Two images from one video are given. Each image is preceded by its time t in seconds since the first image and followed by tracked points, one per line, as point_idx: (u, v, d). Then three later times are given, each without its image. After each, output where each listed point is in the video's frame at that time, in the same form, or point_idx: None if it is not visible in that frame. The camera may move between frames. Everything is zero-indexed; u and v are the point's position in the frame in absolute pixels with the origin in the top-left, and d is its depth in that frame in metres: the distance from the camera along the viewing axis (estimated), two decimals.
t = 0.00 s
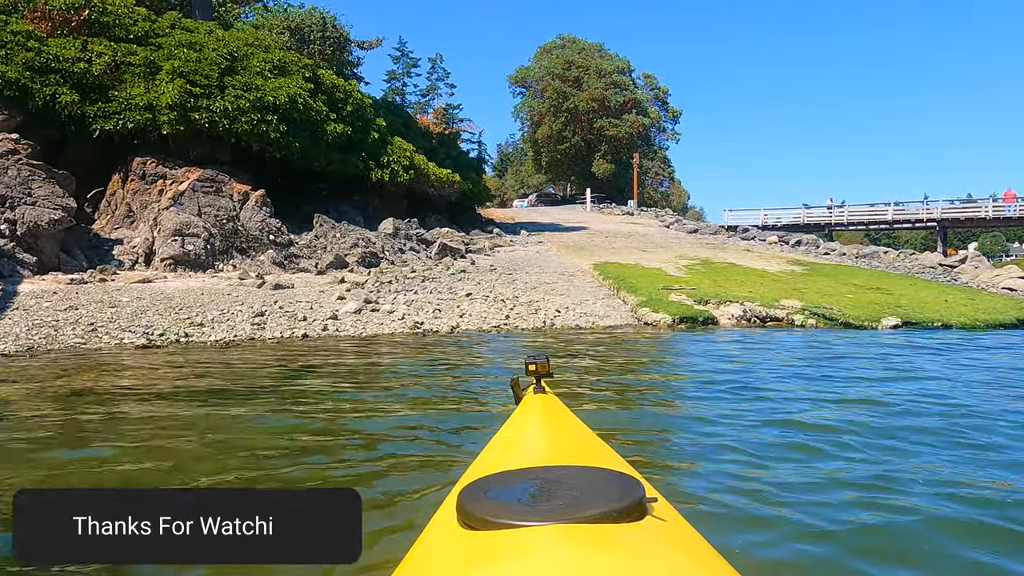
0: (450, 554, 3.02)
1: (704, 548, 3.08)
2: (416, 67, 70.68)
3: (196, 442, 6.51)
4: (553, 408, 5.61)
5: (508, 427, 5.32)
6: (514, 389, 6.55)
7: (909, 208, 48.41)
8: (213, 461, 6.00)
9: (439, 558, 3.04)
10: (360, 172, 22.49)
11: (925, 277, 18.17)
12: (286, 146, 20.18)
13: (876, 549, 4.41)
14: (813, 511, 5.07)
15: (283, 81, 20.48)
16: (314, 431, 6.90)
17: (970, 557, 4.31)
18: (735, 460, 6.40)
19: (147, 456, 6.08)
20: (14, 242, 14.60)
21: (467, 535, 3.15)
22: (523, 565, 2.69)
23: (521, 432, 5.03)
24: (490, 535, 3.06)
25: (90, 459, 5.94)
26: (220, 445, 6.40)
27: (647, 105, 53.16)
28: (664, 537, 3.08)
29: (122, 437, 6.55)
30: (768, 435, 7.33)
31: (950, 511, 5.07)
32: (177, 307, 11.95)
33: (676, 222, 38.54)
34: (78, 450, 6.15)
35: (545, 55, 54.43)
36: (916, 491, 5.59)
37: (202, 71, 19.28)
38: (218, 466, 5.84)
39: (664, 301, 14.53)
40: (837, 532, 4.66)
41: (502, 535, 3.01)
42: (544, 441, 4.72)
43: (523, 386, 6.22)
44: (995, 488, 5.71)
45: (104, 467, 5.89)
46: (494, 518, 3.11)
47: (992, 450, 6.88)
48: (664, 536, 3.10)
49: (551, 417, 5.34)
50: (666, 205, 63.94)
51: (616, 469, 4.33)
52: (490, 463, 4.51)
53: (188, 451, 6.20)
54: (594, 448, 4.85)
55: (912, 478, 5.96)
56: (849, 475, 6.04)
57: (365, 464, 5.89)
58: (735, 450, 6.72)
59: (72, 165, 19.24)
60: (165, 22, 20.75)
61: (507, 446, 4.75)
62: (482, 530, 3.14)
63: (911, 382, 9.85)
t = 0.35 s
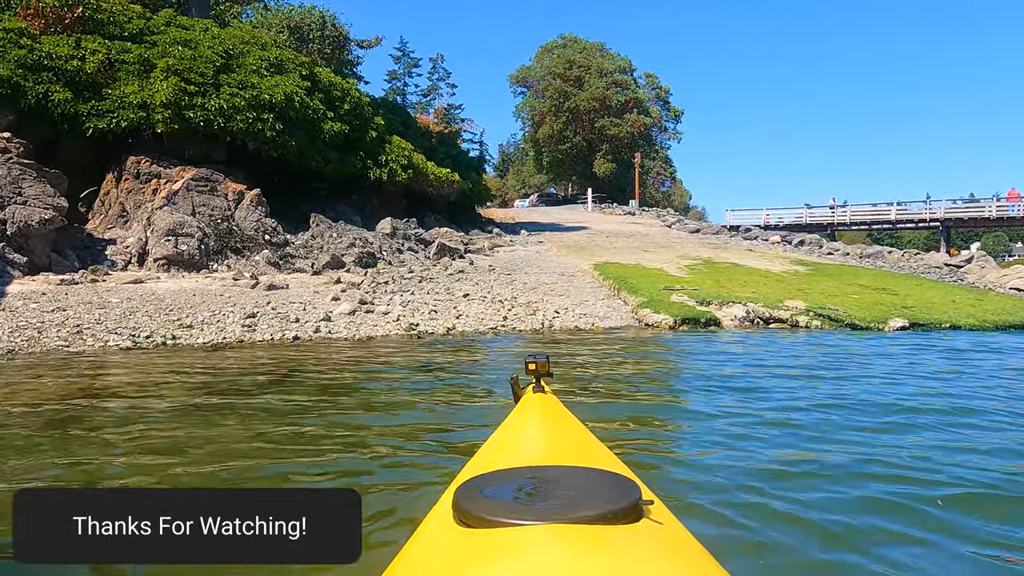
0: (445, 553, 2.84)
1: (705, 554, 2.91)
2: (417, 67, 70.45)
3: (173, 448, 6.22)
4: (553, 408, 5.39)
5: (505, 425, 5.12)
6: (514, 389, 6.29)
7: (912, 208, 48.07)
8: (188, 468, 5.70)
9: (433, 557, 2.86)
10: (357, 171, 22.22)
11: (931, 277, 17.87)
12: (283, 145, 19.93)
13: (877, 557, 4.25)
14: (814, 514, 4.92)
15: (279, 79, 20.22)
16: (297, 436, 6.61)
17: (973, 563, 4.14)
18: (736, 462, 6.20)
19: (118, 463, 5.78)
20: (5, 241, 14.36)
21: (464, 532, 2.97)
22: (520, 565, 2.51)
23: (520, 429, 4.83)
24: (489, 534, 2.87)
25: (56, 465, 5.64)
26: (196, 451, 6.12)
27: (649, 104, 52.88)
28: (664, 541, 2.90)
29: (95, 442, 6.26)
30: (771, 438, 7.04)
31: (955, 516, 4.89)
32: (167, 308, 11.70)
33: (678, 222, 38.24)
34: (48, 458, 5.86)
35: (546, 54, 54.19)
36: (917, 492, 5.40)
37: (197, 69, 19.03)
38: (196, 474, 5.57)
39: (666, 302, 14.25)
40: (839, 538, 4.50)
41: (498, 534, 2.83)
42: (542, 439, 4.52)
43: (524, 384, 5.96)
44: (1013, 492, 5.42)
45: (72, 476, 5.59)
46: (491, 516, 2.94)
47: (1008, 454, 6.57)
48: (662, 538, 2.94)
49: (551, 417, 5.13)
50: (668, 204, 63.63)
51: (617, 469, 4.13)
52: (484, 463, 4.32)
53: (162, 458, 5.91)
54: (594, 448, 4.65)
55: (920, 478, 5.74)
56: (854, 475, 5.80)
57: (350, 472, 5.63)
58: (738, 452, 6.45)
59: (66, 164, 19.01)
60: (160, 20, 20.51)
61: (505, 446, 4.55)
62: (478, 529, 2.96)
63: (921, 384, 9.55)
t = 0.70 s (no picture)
0: (445, 556, 2.79)
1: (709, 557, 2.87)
2: (420, 66, 70.17)
3: (154, 455, 5.97)
4: (556, 406, 5.16)
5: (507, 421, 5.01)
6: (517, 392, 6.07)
7: (917, 208, 47.64)
8: (168, 475, 5.45)
9: (434, 560, 2.82)
10: (357, 170, 21.98)
11: (939, 277, 17.56)
12: (281, 143, 19.69)
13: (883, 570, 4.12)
14: (814, 522, 4.83)
15: (278, 77, 19.97)
16: (285, 442, 6.36)
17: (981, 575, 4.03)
18: (738, 467, 6.09)
19: (95, 469, 5.52)
20: None
21: (466, 532, 2.93)
22: (521, 565, 2.47)
23: (521, 428, 4.64)
24: (492, 535, 2.82)
25: (31, 472, 5.40)
26: (178, 458, 5.86)
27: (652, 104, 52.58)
28: (665, 544, 2.85)
29: (75, 447, 6.02)
30: (779, 444, 6.78)
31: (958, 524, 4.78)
32: (159, 308, 11.46)
33: (682, 222, 37.92)
34: (23, 465, 5.61)
35: (549, 53, 53.90)
36: (928, 501, 5.23)
37: (194, 66, 18.81)
38: (177, 480, 5.34)
39: (670, 302, 13.97)
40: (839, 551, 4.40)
41: (501, 534, 2.79)
42: (544, 439, 4.33)
43: (528, 386, 5.74)
44: None
45: (46, 486, 5.34)
46: (494, 516, 2.90)
47: None
48: (663, 540, 2.89)
49: (552, 412, 4.96)
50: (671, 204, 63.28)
51: (620, 471, 3.97)
52: (483, 465, 4.16)
53: (142, 467, 5.66)
54: (600, 446, 4.55)
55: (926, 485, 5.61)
56: (858, 484, 5.66)
57: (340, 480, 5.42)
58: (742, 459, 6.28)
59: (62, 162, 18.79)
60: (157, 17, 20.27)
61: (504, 446, 4.37)
62: (482, 529, 2.91)
63: (933, 386, 9.29)
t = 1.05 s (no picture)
0: (447, 555, 2.73)
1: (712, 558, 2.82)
2: (421, 65, 69.80)
3: (130, 465, 5.71)
4: (558, 407, 4.92)
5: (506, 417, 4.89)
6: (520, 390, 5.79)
7: (922, 207, 47.23)
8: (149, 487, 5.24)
9: (437, 557, 2.76)
10: (355, 168, 21.74)
11: (947, 276, 17.26)
12: (278, 141, 19.45)
13: None
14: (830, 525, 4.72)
15: (275, 73, 19.71)
16: (270, 454, 6.10)
17: None
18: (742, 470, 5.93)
19: (72, 480, 5.30)
20: None
21: (467, 533, 2.86)
22: (523, 566, 2.42)
23: (522, 429, 4.44)
24: (493, 535, 2.76)
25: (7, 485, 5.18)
26: (161, 469, 5.65)
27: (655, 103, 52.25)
28: (667, 545, 2.80)
29: (54, 458, 5.80)
30: (784, 447, 6.55)
31: (973, 526, 4.69)
32: (150, 309, 11.23)
33: (684, 221, 37.59)
34: None
35: (551, 52, 53.56)
36: (941, 508, 5.04)
37: (190, 63, 18.59)
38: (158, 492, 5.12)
39: (672, 302, 13.70)
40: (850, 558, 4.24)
41: (502, 533, 2.73)
42: (546, 439, 4.14)
43: (528, 386, 5.49)
44: None
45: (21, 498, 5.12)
46: (496, 515, 2.84)
47: None
48: (663, 539, 2.84)
49: (552, 409, 4.83)
50: (673, 203, 62.92)
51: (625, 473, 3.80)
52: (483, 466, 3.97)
53: (116, 479, 5.39)
54: (600, 443, 4.43)
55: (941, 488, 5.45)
56: (868, 486, 5.50)
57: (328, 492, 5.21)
58: (747, 463, 6.08)
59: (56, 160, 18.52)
60: (153, 13, 20.01)
61: (504, 448, 4.18)
62: (483, 529, 2.85)
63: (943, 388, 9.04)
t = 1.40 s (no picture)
0: (446, 558, 2.53)
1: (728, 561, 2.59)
2: (422, 65, 69.53)
3: (106, 468, 5.45)
4: (562, 407, 4.64)
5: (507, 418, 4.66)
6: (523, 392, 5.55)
7: (926, 207, 46.85)
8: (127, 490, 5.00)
9: (438, 559, 2.56)
10: (353, 167, 21.49)
11: (955, 276, 16.96)
12: (275, 139, 19.20)
13: None
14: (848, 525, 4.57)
15: (272, 70, 19.47)
16: (254, 456, 5.84)
17: None
18: (743, 470, 5.70)
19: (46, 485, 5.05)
20: None
21: (471, 535, 2.66)
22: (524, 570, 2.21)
23: (524, 428, 4.20)
24: (497, 536, 2.55)
25: None
26: (142, 472, 5.40)
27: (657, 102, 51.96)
28: (673, 548, 2.55)
29: (31, 461, 5.56)
30: (794, 450, 6.29)
31: (989, 523, 4.58)
32: (141, 309, 10.99)
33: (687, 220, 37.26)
34: None
35: (552, 52, 53.28)
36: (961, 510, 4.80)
37: (185, 59, 18.35)
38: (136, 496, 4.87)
39: (675, 302, 13.43)
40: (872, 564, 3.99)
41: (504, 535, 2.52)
42: (547, 436, 3.97)
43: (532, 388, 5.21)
44: None
45: None
46: (499, 515, 2.63)
47: None
48: (670, 542, 2.60)
49: (555, 408, 4.61)
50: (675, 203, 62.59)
51: (630, 474, 3.59)
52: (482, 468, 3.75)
53: (91, 482, 5.14)
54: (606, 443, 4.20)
55: (960, 488, 5.23)
56: (880, 485, 5.31)
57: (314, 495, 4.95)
58: (757, 465, 5.83)
59: (51, 158, 18.27)
60: (149, 10, 19.78)
61: (503, 450, 3.94)
62: (486, 530, 2.64)
63: (956, 389, 8.76)
